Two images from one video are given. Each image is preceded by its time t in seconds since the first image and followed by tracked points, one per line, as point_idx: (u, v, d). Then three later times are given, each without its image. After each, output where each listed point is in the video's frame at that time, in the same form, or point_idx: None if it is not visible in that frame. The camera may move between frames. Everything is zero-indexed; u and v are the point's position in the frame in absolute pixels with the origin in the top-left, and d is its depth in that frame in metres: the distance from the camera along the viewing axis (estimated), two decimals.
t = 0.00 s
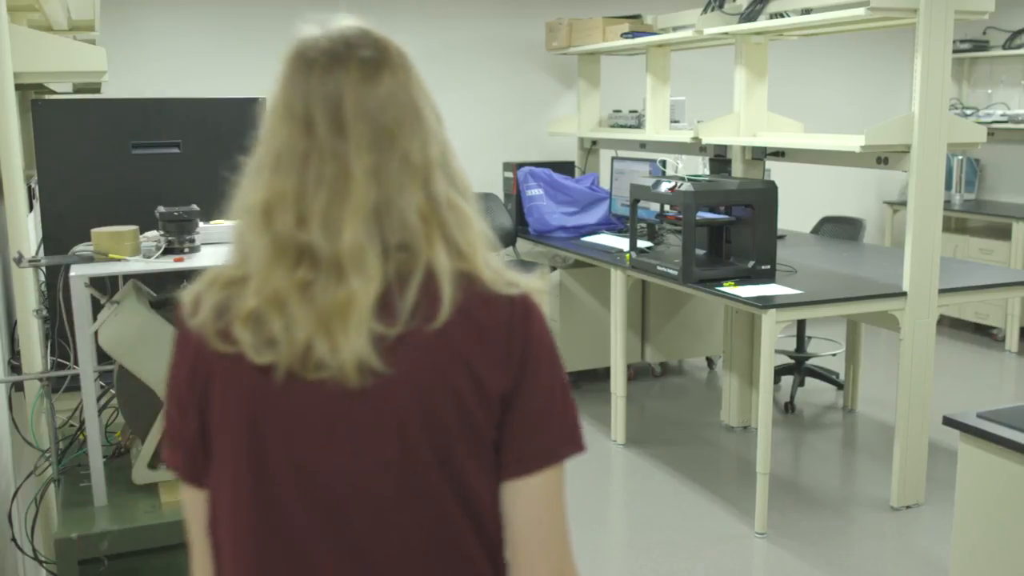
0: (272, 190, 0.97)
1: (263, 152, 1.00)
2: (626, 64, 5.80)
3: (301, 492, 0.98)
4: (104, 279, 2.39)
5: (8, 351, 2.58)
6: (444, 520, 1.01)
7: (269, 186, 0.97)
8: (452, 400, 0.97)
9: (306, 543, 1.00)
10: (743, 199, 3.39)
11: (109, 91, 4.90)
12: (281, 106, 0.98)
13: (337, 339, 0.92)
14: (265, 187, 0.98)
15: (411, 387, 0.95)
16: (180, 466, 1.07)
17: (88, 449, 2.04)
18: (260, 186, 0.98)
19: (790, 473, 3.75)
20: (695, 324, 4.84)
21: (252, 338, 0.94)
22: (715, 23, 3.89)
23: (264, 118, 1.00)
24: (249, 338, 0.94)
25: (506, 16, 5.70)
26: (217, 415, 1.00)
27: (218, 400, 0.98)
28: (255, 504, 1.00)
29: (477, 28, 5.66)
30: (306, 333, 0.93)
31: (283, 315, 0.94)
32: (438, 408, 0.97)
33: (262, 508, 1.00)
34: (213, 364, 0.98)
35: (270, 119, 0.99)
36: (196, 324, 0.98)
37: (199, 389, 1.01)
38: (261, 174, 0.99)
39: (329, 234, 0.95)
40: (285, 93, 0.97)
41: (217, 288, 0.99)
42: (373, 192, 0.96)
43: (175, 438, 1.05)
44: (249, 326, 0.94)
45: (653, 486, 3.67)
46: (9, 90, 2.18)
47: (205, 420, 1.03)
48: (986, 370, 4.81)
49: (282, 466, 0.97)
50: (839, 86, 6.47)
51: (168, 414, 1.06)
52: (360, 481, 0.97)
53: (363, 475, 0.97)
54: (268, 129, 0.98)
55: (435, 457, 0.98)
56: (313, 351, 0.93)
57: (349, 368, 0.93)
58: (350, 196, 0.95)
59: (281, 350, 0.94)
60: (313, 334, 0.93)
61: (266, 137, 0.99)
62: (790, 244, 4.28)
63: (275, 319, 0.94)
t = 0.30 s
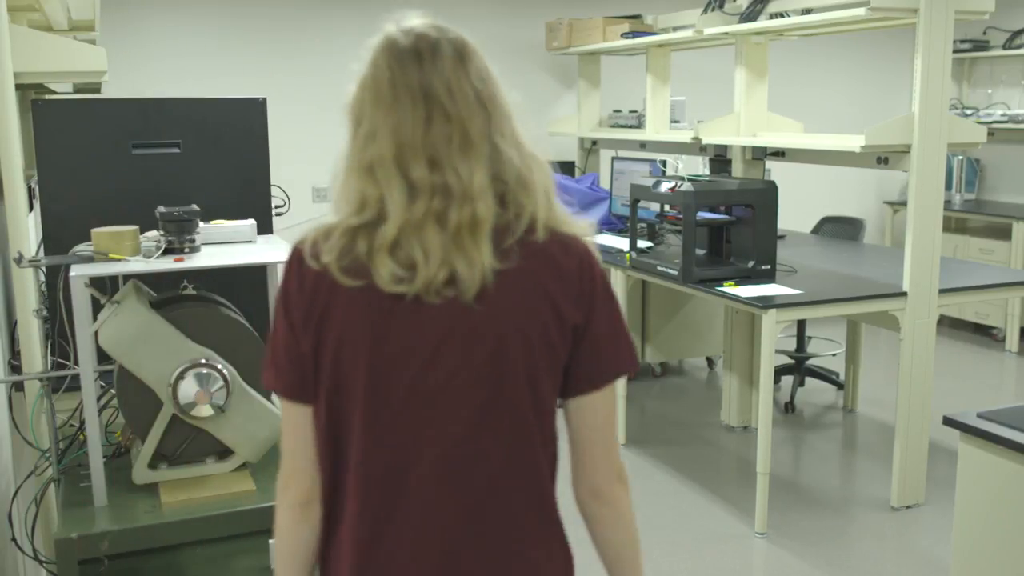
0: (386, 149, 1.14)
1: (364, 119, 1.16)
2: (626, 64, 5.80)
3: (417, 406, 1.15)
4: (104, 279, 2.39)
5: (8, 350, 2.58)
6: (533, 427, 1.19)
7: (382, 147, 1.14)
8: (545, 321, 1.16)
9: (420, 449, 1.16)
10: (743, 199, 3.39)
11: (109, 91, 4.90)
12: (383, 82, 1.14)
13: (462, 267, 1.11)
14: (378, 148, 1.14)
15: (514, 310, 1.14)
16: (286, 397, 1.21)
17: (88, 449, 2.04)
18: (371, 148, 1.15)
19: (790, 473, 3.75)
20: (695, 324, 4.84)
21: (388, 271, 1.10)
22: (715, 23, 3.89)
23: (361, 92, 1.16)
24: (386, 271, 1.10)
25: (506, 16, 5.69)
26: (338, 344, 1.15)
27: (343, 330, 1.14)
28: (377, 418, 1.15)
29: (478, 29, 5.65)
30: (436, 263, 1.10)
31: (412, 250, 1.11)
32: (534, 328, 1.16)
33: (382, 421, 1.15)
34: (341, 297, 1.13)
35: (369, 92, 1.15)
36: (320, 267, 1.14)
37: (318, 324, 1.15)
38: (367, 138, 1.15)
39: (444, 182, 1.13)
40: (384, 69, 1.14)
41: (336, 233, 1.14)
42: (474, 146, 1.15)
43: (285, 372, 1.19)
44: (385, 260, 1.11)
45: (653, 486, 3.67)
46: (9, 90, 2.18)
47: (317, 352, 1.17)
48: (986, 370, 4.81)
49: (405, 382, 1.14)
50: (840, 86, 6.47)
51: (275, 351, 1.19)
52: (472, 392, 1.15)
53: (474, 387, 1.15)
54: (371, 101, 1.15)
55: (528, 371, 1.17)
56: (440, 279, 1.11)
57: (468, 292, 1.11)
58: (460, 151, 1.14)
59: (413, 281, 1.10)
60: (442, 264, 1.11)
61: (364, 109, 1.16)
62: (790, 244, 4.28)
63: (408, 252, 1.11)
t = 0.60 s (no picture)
0: (438, 159, 1.28)
1: (410, 134, 1.29)
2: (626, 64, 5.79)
3: (472, 386, 1.29)
4: (104, 279, 2.39)
5: (8, 350, 2.58)
6: (563, 401, 1.36)
7: (434, 157, 1.28)
8: (574, 307, 1.33)
9: (472, 422, 1.31)
10: (743, 199, 3.39)
11: (109, 91, 4.90)
12: (429, 100, 1.28)
13: (515, 262, 1.27)
14: (429, 160, 1.28)
15: (554, 300, 1.31)
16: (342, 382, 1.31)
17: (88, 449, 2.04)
18: (424, 159, 1.28)
19: (790, 473, 3.75)
20: (695, 324, 4.84)
21: (452, 267, 1.24)
22: (715, 23, 3.89)
23: (407, 109, 1.29)
24: (451, 267, 1.24)
25: (506, 16, 5.68)
26: (400, 332, 1.27)
27: (407, 321, 1.26)
28: (434, 396, 1.29)
29: (478, 29, 5.64)
30: (492, 258, 1.25)
31: (471, 247, 1.26)
32: (567, 313, 1.33)
33: (439, 400, 1.29)
34: (406, 291, 1.25)
35: (416, 109, 1.29)
36: (385, 265, 1.26)
37: (383, 316, 1.27)
38: (416, 150, 1.29)
39: (490, 188, 1.29)
40: (429, 89, 1.28)
41: (395, 234, 1.27)
42: (511, 157, 1.31)
43: (343, 361, 1.30)
44: (449, 256, 1.25)
45: (653, 487, 3.66)
46: (9, 91, 2.18)
47: (375, 341, 1.29)
48: (986, 370, 4.81)
49: (462, 364, 1.28)
50: (840, 86, 6.47)
51: (333, 340, 1.30)
52: (519, 371, 1.30)
53: (521, 366, 1.30)
54: (420, 118, 1.28)
55: (562, 353, 1.34)
56: (495, 272, 1.26)
57: (517, 283, 1.27)
58: (500, 162, 1.30)
59: (473, 274, 1.25)
60: (496, 259, 1.26)
61: (411, 125, 1.29)
62: (790, 244, 4.28)
63: (468, 248, 1.26)
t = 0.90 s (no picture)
0: (464, 138, 1.42)
1: (437, 115, 1.43)
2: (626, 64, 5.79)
3: (501, 338, 1.41)
4: (104, 279, 2.39)
5: (8, 350, 2.58)
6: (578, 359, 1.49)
7: (462, 136, 1.41)
8: (585, 270, 1.46)
9: (497, 371, 1.42)
10: (743, 199, 3.38)
11: (109, 90, 4.90)
12: (455, 85, 1.42)
13: (536, 227, 1.40)
14: (457, 138, 1.42)
15: (570, 263, 1.44)
16: (377, 336, 1.43)
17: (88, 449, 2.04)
18: (452, 137, 1.42)
19: (790, 473, 3.75)
20: (695, 324, 4.83)
21: (481, 229, 1.36)
22: (715, 23, 3.89)
23: (435, 93, 1.42)
24: (480, 229, 1.37)
25: (506, 16, 5.68)
26: (432, 288, 1.39)
27: (441, 278, 1.38)
28: (462, 346, 1.41)
29: (479, 28, 5.62)
30: (516, 225, 1.38)
31: (496, 214, 1.38)
32: (580, 274, 1.45)
33: (467, 351, 1.41)
34: (440, 250, 1.37)
35: (442, 92, 1.42)
36: (422, 230, 1.38)
37: (420, 272, 1.38)
38: (444, 128, 1.42)
39: (512, 163, 1.42)
40: (454, 74, 1.42)
41: (428, 203, 1.39)
42: (528, 135, 1.45)
43: (380, 315, 1.41)
44: (478, 220, 1.37)
45: (653, 486, 3.66)
46: (9, 91, 2.18)
47: (409, 298, 1.41)
48: (987, 370, 4.81)
49: (488, 316, 1.40)
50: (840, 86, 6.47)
51: (369, 298, 1.42)
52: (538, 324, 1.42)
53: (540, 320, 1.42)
54: (448, 101, 1.42)
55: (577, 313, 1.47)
56: (519, 237, 1.39)
57: (538, 247, 1.40)
58: (518, 141, 1.43)
59: (500, 238, 1.38)
60: (519, 224, 1.39)
61: (438, 107, 1.43)
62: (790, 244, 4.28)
63: (495, 215, 1.38)
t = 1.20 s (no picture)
0: (509, 147, 1.63)
1: (484, 126, 1.65)
2: (626, 63, 5.78)
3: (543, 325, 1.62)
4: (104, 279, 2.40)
5: (8, 350, 2.58)
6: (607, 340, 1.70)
7: (507, 144, 1.63)
8: (615, 262, 1.68)
9: (539, 352, 1.63)
10: (742, 199, 3.38)
11: (110, 91, 4.89)
12: (500, 99, 1.64)
13: (574, 224, 1.60)
14: (503, 145, 1.64)
15: (603, 258, 1.65)
16: (431, 321, 1.63)
17: (88, 448, 2.04)
18: (498, 145, 1.64)
19: (790, 473, 3.75)
20: (695, 324, 4.83)
21: (527, 226, 1.57)
22: (715, 23, 3.89)
23: (482, 106, 1.65)
24: (526, 226, 1.57)
25: (506, 16, 5.67)
26: (483, 279, 1.59)
27: (491, 275, 1.59)
28: (509, 331, 1.61)
29: (478, 29, 5.62)
30: (556, 221, 1.59)
31: (540, 212, 1.59)
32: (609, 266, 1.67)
33: (512, 336, 1.61)
34: (491, 246, 1.58)
35: (488, 105, 1.65)
36: (473, 228, 1.58)
37: (473, 269, 1.59)
38: (491, 136, 1.64)
39: (551, 169, 1.64)
40: (498, 89, 1.65)
41: (479, 203, 1.60)
42: (564, 144, 1.67)
43: (434, 304, 1.61)
44: (523, 217, 1.58)
45: (653, 486, 3.66)
46: (10, 92, 2.19)
47: (461, 287, 1.61)
48: (987, 370, 4.81)
49: (532, 304, 1.60)
50: (840, 86, 6.47)
51: (424, 288, 1.61)
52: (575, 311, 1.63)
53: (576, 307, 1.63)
54: (495, 114, 1.64)
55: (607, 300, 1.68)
56: (559, 233, 1.59)
57: (574, 242, 1.61)
58: (554, 149, 1.65)
59: (543, 234, 1.58)
60: (559, 220, 1.60)
61: (485, 118, 1.65)
62: (790, 244, 4.28)
63: (538, 213, 1.59)
